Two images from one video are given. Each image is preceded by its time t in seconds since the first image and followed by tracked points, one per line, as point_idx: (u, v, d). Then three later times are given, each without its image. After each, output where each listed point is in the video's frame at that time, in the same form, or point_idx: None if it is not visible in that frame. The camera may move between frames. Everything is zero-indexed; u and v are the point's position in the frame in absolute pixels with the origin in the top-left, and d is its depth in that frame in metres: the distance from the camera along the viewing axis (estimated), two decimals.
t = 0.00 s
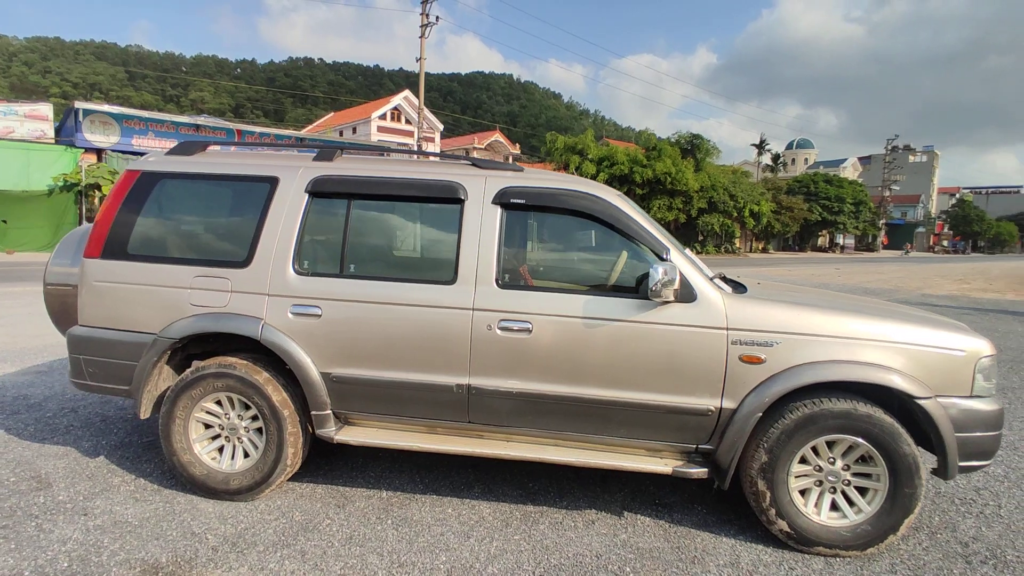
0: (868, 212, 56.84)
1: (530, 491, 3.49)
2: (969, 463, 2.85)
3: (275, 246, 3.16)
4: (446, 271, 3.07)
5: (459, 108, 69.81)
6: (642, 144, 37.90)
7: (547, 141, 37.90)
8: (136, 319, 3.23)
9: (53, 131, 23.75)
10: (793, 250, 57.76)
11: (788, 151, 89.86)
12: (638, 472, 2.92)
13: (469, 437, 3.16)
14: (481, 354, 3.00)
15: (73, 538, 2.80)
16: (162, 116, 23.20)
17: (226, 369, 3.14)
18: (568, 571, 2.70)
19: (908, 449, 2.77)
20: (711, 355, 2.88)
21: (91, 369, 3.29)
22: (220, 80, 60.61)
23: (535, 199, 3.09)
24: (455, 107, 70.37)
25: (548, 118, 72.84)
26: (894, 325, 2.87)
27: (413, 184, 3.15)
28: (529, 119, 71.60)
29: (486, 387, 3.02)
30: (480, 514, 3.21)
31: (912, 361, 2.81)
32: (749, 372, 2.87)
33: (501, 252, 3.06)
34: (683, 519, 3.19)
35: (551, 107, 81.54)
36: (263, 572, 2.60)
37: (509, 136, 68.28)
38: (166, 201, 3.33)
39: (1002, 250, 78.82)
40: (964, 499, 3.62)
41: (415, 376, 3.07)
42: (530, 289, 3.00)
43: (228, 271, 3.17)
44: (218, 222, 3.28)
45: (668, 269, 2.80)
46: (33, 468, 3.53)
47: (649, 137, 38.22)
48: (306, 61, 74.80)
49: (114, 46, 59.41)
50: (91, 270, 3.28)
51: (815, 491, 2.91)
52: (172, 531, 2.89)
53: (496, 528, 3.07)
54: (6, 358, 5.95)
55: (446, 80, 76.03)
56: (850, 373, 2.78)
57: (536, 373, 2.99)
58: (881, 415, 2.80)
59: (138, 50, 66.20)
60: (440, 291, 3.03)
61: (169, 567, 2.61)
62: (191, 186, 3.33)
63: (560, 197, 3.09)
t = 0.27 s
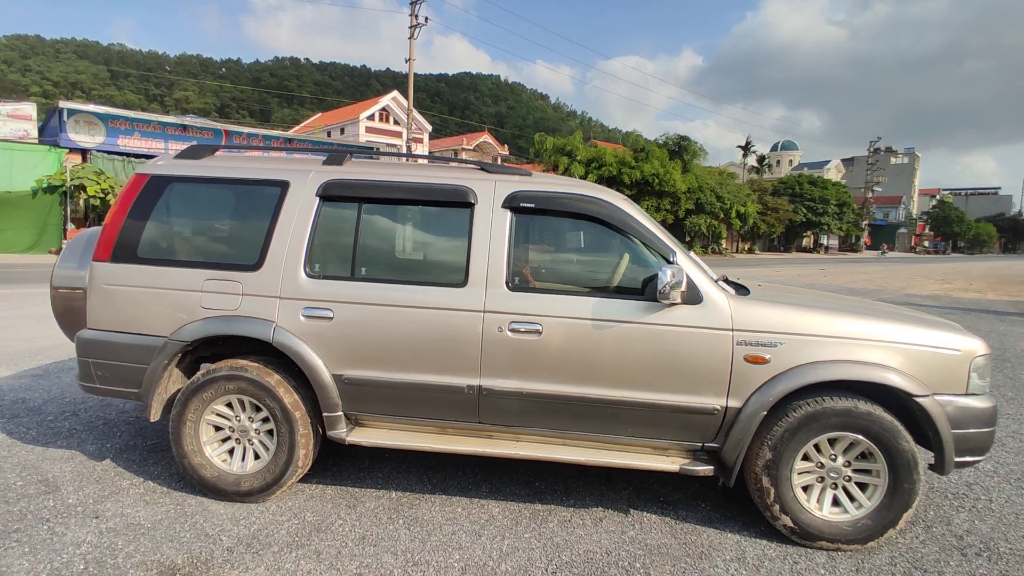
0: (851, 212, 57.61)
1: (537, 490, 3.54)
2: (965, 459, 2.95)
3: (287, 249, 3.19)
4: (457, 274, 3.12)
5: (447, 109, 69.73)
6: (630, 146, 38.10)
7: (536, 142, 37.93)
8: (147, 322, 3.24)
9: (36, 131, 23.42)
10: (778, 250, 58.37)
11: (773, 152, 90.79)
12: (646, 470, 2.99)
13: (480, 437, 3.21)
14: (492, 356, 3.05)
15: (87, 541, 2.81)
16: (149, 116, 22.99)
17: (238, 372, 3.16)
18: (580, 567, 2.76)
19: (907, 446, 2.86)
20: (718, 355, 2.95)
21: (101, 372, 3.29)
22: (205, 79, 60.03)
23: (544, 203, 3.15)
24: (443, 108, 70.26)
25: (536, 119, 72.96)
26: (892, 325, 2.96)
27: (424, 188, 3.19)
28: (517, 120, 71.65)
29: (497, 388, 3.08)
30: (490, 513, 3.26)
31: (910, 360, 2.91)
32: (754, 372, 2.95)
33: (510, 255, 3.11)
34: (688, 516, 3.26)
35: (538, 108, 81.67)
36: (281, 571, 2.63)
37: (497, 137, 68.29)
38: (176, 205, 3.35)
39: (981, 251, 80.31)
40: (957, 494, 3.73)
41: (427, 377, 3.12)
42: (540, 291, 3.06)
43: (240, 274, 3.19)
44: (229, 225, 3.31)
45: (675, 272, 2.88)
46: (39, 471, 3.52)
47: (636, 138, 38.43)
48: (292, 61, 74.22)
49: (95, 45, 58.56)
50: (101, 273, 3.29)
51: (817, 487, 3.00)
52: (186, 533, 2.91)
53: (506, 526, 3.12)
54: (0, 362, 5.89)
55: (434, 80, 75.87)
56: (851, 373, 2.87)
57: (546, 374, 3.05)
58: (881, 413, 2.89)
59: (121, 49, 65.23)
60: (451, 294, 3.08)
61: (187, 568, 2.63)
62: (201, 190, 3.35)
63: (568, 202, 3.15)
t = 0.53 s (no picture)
0: (835, 213, 58.31)
1: (540, 489, 3.57)
2: (960, 455, 3.02)
3: (291, 251, 3.19)
4: (463, 276, 3.14)
5: (435, 109, 69.55)
6: (619, 146, 38.24)
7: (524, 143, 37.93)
8: (149, 324, 3.22)
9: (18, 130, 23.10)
10: (764, 250, 58.89)
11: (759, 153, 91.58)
12: (650, 469, 3.03)
13: (485, 437, 3.23)
14: (497, 357, 3.08)
15: (91, 545, 2.79)
16: (134, 116, 22.77)
17: (242, 374, 3.16)
18: (587, 565, 2.79)
19: (904, 442, 2.93)
20: (720, 355, 3.00)
21: (102, 375, 3.28)
22: (190, 78, 59.34)
23: (548, 205, 3.18)
24: (431, 108, 70.10)
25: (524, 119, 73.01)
26: (889, 324, 3.03)
27: (428, 190, 3.21)
28: (505, 121, 71.65)
29: (502, 388, 3.10)
30: (494, 512, 3.28)
31: (907, 358, 2.97)
32: (755, 371, 3.00)
33: (515, 256, 3.14)
34: (690, 513, 3.31)
35: (526, 108, 81.75)
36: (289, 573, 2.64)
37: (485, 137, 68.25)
38: (178, 206, 3.34)
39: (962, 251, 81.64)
40: (950, 489, 3.82)
41: (432, 377, 3.13)
42: (544, 292, 3.09)
43: (244, 275, 3.19)
44: (232, 226, 3.30)
45: (678, 273, 2.93)
46: (38, 476, 3.49)
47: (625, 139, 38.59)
48: (278, 60, 73.63)
49: (77, 42, 57.65)
50: (102, 275, 3.27)
51: (817, 484, 3.05)
52: (191, 536, 2.90)
53: (512, 525, 3.14)
54: None
55: (422, 80, 75.66)
56: (850, 371, 2.93)
57: (551, 374, 3.08)
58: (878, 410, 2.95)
59: (102, 47, 64.26)
60: (456, 295, 3.09)
61: (194, 571, 2.63)
62: (204, 191, 3.34)
63: (572, 203, 3.18)
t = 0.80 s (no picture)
0: (821, 213, 58.94)
1: (542, 489, 3.56)
2: (959, 451, 3.05)
3: (291, 250, 3.15)
4: (465, 276, 3.12)
5: (423, 108, 69.31)
6: (608, 147, 38.35)
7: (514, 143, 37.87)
8: (146, 325, 3.17)
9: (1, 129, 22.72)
10: (751, 250, 59.35)
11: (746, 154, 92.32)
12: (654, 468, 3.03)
13: (488, 437, 3.21)
14: (500, 355, 3.06)
15: (89, 550, 2.74)
16: (119, 115, 22.47)
17: (242, 374, 3.12)
18: (592, 565, 2.78)
19: (905, 439, 2.95)
20: (723, 353, 3.00)
21: (98, 377, 3.22)
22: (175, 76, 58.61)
23: (551, 204, 3.17)
24: (419, 108, 69.89)
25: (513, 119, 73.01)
26: (890, 322, 3.05)
27: (430, 188, 3.19)
28: (494, 121, 71.62)
29: (506, 388, 3.08)
30: (497, 513, 3.26)
31: (908, 355, 3.00)
32: (759, 369, 3.01)
33: (518, 255, 3.13)
34: (692, 511, 3.31)
35: (515, 108, 81.78)
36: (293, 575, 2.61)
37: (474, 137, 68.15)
38: (175, 204, 3.29)
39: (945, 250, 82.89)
40: (945, 485, 3.86)
41: (435, 377, 3.11)
42: (547, 292, 3.08)
43: (244, 275, 3.14)
44: (230, 225, 3.26)
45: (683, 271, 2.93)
46: (31, 480, 3.42)
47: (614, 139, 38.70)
48: (265, 59, 72.99)
49: (59, 39, 56.69)
50: (96, 275, 3.21)
51: (819, 481, 3.07)
52: (191, 540, 2.85)
53: (515, 525, 3.13)
54: None
55: (410, 80, 75.38)
56: (853, 368, 2.95)
57: (555, 373, 3.07)
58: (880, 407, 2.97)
59: (85, 44, 63.24)
60: (459, 294, 3.07)
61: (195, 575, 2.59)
62: (201, 189, 3.29)
63: (575, 202, 3.18)
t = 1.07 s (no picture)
0: (808, 213, 59.49)
1: (545, 490, 3.52)
2: (963, 449, 3.05)
3: (291, 249, 3.09)
4: (468, 275, 3.08)
5: (412, 108, 69.02)
6: (597, 147, 38.40)
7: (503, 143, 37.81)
8: (142, 327, 3.10)
9: None
10: (739, 250, 59.75)
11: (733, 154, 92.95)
12: (660, 469, 3.00)
13: (491, 438, 3.17)
14: (504, 356, 3.02)
15: (84, 558, 2.66)
16: (103, 113, 22.12)
17: (240, 376, 3.05)
18: (600, 567, 2.75)
19: (910, 438, 2.95)
20: (730, 352, 2.99)
21: (91, 380, 3.13)
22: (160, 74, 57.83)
23: (556, 202, 3.14)
24: (408, 108, 69.62)
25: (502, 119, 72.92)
26: (894, 321, 3.05)
27: (433, 186, 3.15)
28: (483, 120, 71.48)
29: (510, 388, 3.05)
30: (501, 515, 3.22)
31: (913, 354, 3.00)
32: (765, 368, 3.00)
33: (521, 254, 3.09)
34: (697, 512, 3.29)
35: (503, 108, 81.72)
36: None
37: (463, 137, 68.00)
38: (171, 202, 3.22)
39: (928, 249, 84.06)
40: (945, 483, 3.88)
41: (438, 378, 3.06)
42: (551, 291, 3.04)
43: (243, 274, 3.08)
44: (228, 223, 3.19)
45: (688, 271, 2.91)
46: (21, 485, 3.33)
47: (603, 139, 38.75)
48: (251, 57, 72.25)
49: (40, 36, 55.69)
50: (90, 275, 3.13)
51: (824, 480, 3.06)
52: (189, 546, 2.79)
53: (520, 528, 3.09)
54: None
55: (398, 80, 75.05)
56: (858, 367, 2.94)
57: (560, 373, 3.03)
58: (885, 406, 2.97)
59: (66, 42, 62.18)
60: (462, 293, 3.03)
61: None
62: (198, 187, 3.23)
63: (580, 201, 3.15)
